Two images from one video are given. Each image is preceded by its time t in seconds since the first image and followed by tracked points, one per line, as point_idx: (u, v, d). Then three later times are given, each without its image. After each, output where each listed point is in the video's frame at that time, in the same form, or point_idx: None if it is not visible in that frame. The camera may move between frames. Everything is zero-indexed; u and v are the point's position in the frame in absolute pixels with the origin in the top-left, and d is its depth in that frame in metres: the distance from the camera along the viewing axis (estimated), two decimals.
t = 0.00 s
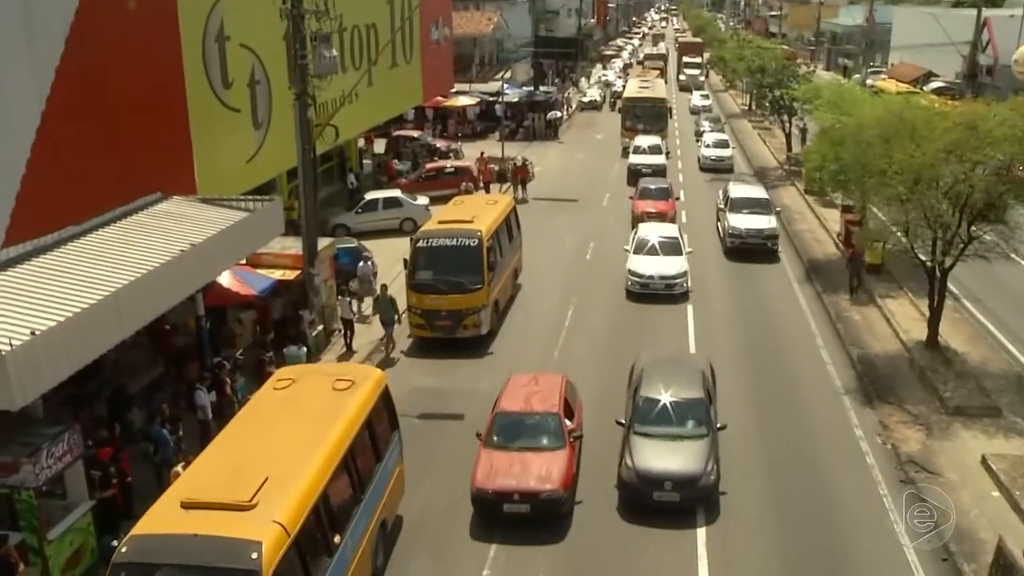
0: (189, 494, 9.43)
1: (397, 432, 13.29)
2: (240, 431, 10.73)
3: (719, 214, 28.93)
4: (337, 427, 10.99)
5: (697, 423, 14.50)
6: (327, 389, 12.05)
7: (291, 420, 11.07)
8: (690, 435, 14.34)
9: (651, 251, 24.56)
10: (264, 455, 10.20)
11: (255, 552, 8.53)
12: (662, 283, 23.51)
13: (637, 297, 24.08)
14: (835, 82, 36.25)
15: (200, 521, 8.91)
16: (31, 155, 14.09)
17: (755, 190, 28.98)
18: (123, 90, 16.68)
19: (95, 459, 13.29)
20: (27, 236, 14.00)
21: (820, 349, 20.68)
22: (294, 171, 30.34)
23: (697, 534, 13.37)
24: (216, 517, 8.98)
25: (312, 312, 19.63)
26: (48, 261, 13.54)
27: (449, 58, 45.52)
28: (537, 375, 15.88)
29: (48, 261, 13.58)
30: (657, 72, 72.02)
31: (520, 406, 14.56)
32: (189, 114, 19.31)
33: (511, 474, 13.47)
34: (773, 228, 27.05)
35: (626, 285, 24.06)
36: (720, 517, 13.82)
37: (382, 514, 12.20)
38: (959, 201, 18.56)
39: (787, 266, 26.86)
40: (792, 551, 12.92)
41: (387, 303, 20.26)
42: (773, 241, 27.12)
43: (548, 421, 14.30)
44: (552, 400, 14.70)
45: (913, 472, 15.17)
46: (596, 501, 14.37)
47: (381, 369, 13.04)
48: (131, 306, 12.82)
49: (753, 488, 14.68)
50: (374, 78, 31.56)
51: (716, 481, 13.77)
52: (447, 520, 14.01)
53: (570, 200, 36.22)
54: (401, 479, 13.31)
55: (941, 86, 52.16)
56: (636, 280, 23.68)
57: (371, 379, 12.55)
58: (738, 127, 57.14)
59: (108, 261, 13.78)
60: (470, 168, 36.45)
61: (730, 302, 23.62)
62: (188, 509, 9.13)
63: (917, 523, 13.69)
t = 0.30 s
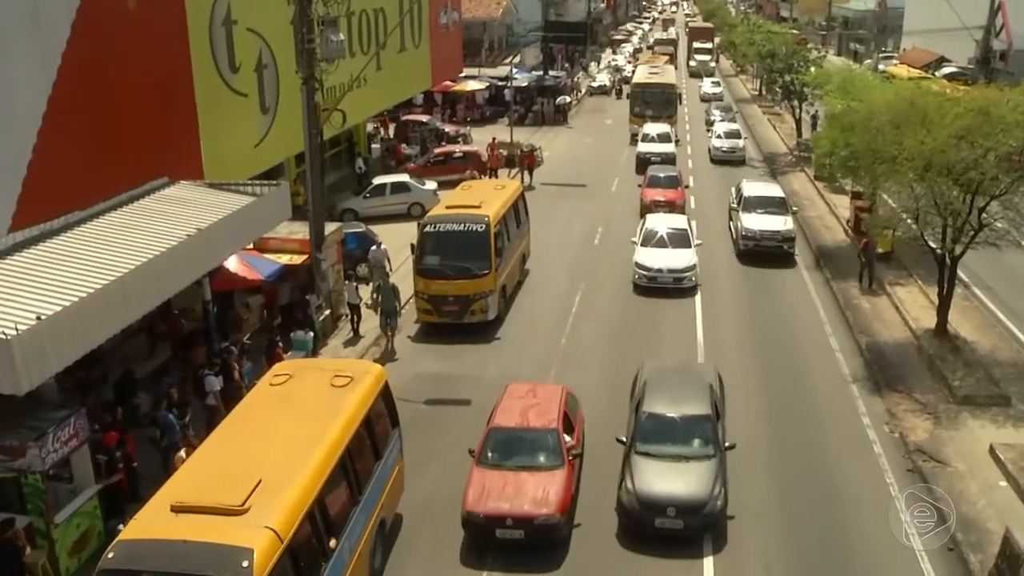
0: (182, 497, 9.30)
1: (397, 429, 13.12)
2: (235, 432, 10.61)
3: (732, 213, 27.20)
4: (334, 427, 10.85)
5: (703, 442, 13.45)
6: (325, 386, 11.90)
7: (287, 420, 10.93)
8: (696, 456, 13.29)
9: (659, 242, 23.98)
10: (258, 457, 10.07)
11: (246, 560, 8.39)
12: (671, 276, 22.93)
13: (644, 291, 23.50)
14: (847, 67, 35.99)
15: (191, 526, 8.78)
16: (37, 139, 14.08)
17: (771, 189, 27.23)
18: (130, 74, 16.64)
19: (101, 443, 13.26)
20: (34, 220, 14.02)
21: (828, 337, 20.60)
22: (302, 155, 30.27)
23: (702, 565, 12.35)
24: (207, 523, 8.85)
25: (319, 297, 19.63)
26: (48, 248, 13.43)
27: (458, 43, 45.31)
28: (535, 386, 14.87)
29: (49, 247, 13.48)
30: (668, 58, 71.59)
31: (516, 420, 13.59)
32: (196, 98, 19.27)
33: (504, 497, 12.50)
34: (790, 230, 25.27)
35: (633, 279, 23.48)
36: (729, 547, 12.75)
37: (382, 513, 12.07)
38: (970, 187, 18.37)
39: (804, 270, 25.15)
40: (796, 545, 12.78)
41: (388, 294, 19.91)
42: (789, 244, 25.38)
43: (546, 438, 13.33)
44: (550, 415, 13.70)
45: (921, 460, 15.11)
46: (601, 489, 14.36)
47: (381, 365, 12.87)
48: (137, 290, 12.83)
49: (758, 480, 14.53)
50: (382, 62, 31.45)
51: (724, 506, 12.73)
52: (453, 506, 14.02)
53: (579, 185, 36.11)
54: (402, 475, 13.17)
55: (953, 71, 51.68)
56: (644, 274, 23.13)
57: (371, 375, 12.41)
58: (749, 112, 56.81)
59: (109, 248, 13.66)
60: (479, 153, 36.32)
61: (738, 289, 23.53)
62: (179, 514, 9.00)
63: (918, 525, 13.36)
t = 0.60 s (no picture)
0: (180, 498, 9.02)
1: (404, 426, 12.86)
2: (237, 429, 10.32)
3: (753, 216, 25.62)
4: (338, 425, 10.55)
5: (716, 470, 12.45)
6: (331, 382, 11.61)
7: (290, 418, 10.63)
8: (709, 485, 12.29)
9: (675, 236, 23.34)
10: (260, 456, 9.78)
11: (245, 567, 8.09)
12: (687, 271, 22.30)
13: (659, 285, 22.92)
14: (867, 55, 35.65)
15: (189, 529, 8.50)
16: (55, 121, 14.11)
17: (796, 191, 25.58)
18: (146, 57, 16.63)
19: (117, 425, 13.44)
20: (51, 202, 14.06)
21: (845, 326, 20.50)
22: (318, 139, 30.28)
23: None
24: (206, 525, 8.57)
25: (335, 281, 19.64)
26: (57, 233, 13.26)
27: (475, 27, 45.11)
28: (541, 399, 14.06)
29: (58, 232, 13.33)
30: (686, 44, 71.09)
31: (518, 440, 12.71)
32: (213, 81, 19.26)
33: (503, 525, 11.63)
34: (815, 237, 23.59)
35: (648, 273, 22.87)
36: None
37: (388, 512, 11.84)
38: (991, 176, 18.16)
39: (829, 279, 23.55)
40: (811, 540, 12.64)
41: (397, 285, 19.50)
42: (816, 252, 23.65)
43: (550, 459, 12.46)
44: (555, 434, 12.82)
45: (937, 452, 15.02)
46: (614, 476, 14.37)
47: (388, 359, 12.58)
48: (152, 273, 12.87)
49: (772, 473, 14.38)
50: (399, 46, 31.38)
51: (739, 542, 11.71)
52: (466, 491, 14.06)
53: (595, 171, 36.00)
54: (408, 473, 12.94)
55: (975, 60, 51.12)
56: (659, 268, 22.49)
57: (378, 370, 12.12)
58: (767, 100, 56.44)
59: (118, 235, 13.49)
60: (496, 138, 36.23)
61: (754, 277, 23.44)
62: (177, 516, 8.72)
63: (915, 523, 13.16)
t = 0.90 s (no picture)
0: (179, 504, 8.86)
1: (411, 425, 12.67)
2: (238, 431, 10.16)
3: (773, 219, 23.86)
4: (342, 427, 10.35)
5: (730, 506, 11.59)
6: (335, 381, 11.43)
7: (292, 420, 10.45)
8: (720, 524, 11.45)
9: (690, 228, 22.72)
10: (262, 460, 9.62)
11: None
12: (702, 266, 21.66)
13: (673, 280, 22.29)
14: (885, 39, 35.34)
15: (188, 538, 8.34)
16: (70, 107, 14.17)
17: (819, 193, 23.80)
18: (161, 42, 16.64)
19: (132, 411, 13.54)
20: (67, 188, 14.13)
21: (860, 312, 20.41)
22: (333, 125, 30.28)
23: None
24: (205, 535, 8.40)
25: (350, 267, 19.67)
26: (67, 223, 13.19)
27: (490, 12, 44.88)
28: (546, 412, 13.27)
29: (68, 221, 13.26)
30: (702, 30, 70.53)
31: (520, 459, 11.92)
32: (227, 67, 19.27)
33: (502, 553, 10.90)
34: (840, 244, 21.83)
35: (662, 268, 22.23)
36: None
37: (394, 514, 11.68)
38: (1011, 161, 18.03)
39: (854, 288, 21.84)
40: (828, 531, 12.52)
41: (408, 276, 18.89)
42: (841, 261, 21.82)
43: (554, 479, 11.68)
44: (560, 452, 12.03)
45: (952, 439, 14.96)
46: (627, 462, 14.39)
47: (394, 356, 12.37)
48: (168, 259, 12.92)
49: (787, 461, 14.33)
50: (414, 31, 31.30)
51: None
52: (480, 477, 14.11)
53: (610, 157, 35.87)
54: (415, 473, 12.79)
55: (994, 45, 50.55)
56: (673, 262, 21.92)
57: (384, 368, 11.93)
58: (783, 84, 56.03)
59: (130, 222, 13.46)
60: (510, 124, 36.15)
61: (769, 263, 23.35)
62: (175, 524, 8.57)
63: (916, 524, 12.75)
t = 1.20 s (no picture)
0: (156, 525, 8.36)
1: (402, 435, 12.17)
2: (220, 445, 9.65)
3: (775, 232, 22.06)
4: (328, 440, 9.84)
5: (727, 566, 10.13)
6: (323, 390, 10.92)
7: (276, 432, 9.93)
8: None
9: (685, 230, 21.98)
10: (243, 478, 9.09)
11: None
12: (698, 268, 20.95)
13: (669, 284, 21.54)
14: (880, 31, 35.31)
15: (165, 563, 7.86)
16: (65, 103, 14.10)
17: (825, 205, 22.00)
18: (155, 38, 16.56)
19: (128, 408, 13.49)
20: (62, 185, 14.07)
21: (857, 304, 20.41)
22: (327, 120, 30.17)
23: None
24: (182, 558, 7.91)
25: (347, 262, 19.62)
26: (56, 223, 13.03)
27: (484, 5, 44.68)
28: (536, 432, 12.57)
29: (60, 220, 13.19)
30: (696, 23, 70.28)
31: (505, 486, 11.14)
32: (222, 62, 19.19)
33: None
34: (848, 262, 20.03)
35: (657, 272, 21.48)
36: None
37: (384, 528, 11.23)
38: (1007, 152, 18.10)
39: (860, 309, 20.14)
40: (827, 524, 12.50)
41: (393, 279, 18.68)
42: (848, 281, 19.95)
43: (541, 506, 10.89)
44: (548, 478, 11.28)
45: (950, 431, 14.97)
46: (625, 456, 14.38)
47: (383, 363, 11.85)
48: (164, 255, 12.89)
49: (785, 454, 14.31)
50: (409, 26, 31.19)
51: None
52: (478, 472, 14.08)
53: (605, 150, 35.82)
54: (406, 485, 12.32)
55: (989, 37, 50.52)
56: (668, 265, 21.17)
57: (373, 377, 11.41)
58: (778, 77, 56.01)
59: (123, 219, 13.39)
60: (505, 118, 36.07)
61: (765, 256, 23.34)
62: (151, 547, 8.07)
63: (916, 524, 12.57)
